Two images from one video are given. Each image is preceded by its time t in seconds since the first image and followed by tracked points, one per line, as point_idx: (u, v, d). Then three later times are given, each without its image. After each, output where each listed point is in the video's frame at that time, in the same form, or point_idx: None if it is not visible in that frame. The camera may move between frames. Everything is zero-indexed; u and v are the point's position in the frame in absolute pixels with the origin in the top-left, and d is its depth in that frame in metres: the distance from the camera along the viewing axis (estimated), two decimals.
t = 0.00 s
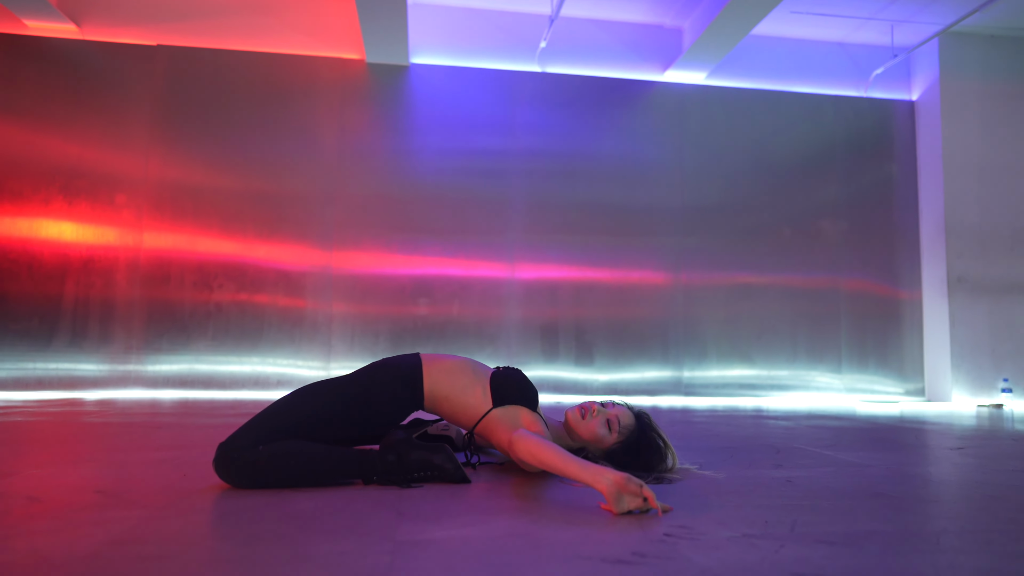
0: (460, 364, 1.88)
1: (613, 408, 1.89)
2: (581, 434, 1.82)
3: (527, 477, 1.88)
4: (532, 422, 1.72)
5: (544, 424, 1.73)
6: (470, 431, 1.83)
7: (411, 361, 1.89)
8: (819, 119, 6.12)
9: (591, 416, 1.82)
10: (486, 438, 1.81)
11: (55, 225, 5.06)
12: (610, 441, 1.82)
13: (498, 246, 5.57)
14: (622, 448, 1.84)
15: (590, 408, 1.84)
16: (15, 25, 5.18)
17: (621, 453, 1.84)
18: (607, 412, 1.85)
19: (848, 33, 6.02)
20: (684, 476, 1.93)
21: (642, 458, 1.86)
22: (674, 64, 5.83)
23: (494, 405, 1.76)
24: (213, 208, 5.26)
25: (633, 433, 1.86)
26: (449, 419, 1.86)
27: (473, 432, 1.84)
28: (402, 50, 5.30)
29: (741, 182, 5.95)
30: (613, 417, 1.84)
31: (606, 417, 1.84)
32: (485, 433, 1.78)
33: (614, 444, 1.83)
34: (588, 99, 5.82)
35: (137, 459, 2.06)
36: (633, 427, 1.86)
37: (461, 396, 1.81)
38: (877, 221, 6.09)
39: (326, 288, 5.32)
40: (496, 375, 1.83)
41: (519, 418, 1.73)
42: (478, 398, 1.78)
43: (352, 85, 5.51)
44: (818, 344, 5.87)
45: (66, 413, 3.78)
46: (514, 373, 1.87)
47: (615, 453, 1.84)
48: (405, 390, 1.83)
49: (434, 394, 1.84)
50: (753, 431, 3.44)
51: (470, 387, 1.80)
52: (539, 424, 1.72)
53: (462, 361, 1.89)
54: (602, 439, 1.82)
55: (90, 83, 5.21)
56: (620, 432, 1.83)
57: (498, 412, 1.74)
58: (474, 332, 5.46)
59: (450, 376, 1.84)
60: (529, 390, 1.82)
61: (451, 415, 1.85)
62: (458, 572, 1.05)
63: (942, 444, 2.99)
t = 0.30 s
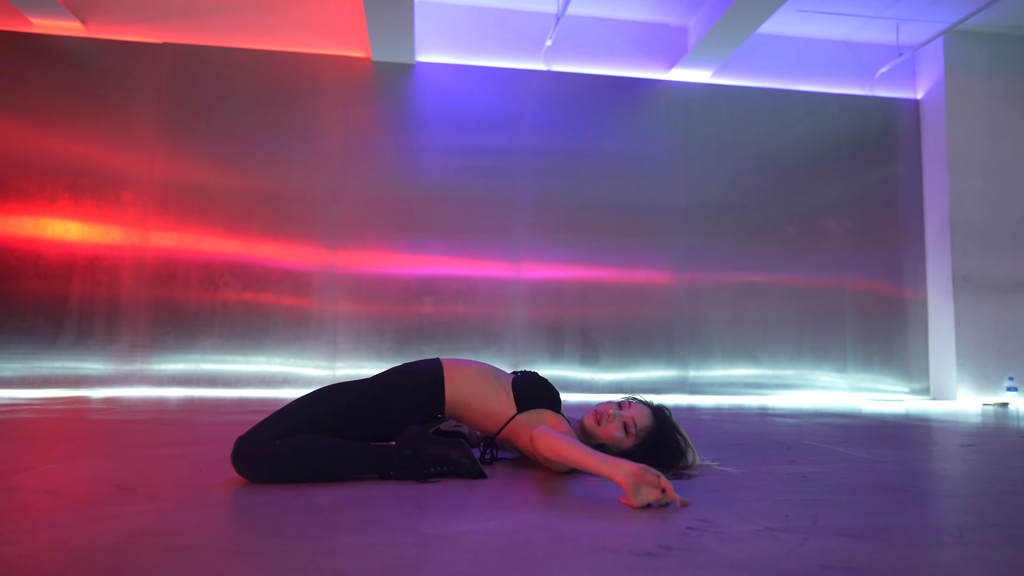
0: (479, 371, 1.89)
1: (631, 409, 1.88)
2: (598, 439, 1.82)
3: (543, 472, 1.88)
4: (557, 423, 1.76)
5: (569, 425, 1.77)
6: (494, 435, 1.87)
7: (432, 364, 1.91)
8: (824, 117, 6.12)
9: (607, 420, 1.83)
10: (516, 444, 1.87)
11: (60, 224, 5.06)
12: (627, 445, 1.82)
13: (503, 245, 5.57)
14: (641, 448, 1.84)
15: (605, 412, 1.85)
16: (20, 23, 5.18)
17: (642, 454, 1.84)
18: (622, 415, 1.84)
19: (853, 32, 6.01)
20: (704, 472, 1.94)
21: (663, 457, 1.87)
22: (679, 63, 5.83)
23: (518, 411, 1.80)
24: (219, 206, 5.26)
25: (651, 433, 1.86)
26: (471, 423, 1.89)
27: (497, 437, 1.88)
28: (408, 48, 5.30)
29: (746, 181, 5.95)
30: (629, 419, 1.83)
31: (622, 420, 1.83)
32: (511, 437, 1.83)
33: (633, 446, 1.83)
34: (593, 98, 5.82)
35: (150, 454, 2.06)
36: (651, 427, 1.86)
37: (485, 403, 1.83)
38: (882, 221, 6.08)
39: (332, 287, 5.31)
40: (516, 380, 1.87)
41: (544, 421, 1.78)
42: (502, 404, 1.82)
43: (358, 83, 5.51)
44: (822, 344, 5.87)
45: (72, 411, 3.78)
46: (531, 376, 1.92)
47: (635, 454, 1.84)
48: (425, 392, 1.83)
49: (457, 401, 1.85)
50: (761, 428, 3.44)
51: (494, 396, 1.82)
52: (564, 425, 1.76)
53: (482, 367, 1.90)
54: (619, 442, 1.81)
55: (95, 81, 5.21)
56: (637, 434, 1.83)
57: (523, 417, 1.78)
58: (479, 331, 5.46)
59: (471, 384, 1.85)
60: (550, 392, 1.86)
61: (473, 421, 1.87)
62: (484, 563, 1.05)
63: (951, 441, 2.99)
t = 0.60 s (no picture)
0: (495, 377, 1.93)
1: (647, 414, 1.91)
2: (613, 440, 1.87)
3: (555, 472, 1.87)
4: (575, 423, 1.85)
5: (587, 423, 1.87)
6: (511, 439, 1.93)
7: (448, 372, 1.93)
8: (828, 117, 6.12)
9: (620, 424, 1.87)
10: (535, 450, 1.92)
11: (64, 224, 5.06)
12: (641, 448, 1.86)
13: (507, 245, 5.57)
14: (655, 452, 1.87)
15: (620, 416, 1.89)
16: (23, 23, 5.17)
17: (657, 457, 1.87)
18: (637, 420, 1.87)
19: (856, 31, 6.01)
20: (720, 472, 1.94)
21: (678, 460, 1.89)
22: (683, 62, 5.82)
23: (537, 414, 1.89)
24: (223, 206, 5.25)
25: (667, 436, 1.88)
26: (487, 429, 1.94)
27: (514, 442, 1.95)
28: (412, 48, 5.29)
29: (750, 181, 5.95)
30: (644, 424, 1.87)
31: (637, 425, 1.87)
32: (529, 440, 1.91)
33: (648, 449, 1.86)
34: (597, 97, 5.82)
35: (159, 454, 2.05)
36: (667, 431, 1.88)
37: (503, 409, 1.88)
38: (885, 221, 6.08)
39: (336, 287, 5.31)
40: (531, 384, 1.96)
41: (562, 421, 1.87)
42: (520, 409, 1.89)
43: (361, 83, 5.51)
44: (826, 344, 5.86)
45: (76, 410, 3.77)
46: (542, 379, 2.02)
47: (649, 456, 1.87)
48: (440, 398, 1.84)
49: (474, 409, 1.88)
50: (767, 429, 3.44)
51: (512, 401, 1.89)
52: (581, 422, 1.86)
53: (496, 374, 1.95)
54: (633, 445, 1.86)
55: (99, 81, 5.20)
56: (650, 439, 1.86)
57: (542, 420, 1.87)
58: (483, 331, 5.45)
59: (489, 391, 1.89)
60: (563, 393, 1.97)
61: (490, 427, 1.92)
62: (504, 563, 1.05)
63: (959, 441, 2.98)
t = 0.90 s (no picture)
0: (503, 380, 1.95)
1: (656, 412, 1.90)
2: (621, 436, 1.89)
3: (561, 470, 1.88)
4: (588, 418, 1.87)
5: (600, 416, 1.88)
6: (526, 440, 1.95)
7: (457, 379, 1.95)
8: (829, 116, 6.12)
9: (628, 421, 1.89)
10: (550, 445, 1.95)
11: (67, 224, 5.06)
12: (649, 446, 1.87)
13: (509, 244, 5.57)
14: (660, 451, 1.88)
15: (628, 413, 1.90)
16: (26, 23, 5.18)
17: (664, 455, 1.88)
18: (645, 418, 1.87)
19: (858, 31, 6.01)
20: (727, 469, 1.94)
21: (686, 459, 1.89)
22: (685, 62, 5.83)
23: (549, 412, 1.91)
24: (226, 205, 5.26)
25: (674, 436, 1.88)
26: (500, 432, 1.96)
27: (529, 442, 1.97)
28: (414, 47, 5.30)
29: (751, 181, 5.95)
30: (651, 423, 1.87)
31: (645, 423, 1.87)
32: (545, 438, 1.93)
33: (655, 447, 1.87)
34: (600, 97, 5.82)
35: (166, 452, 2.06)
36: (674, 431, 1.88)
37: (515, 410, 1.90)
38: (887, 220, 6.09)
39: (339, 286, 5.32)
40: (540, 383, 1.97)
41: (575, 419, 1.88)
42: (532, 408, 1.91)
43: (364, 82, 5.51)
44: (828, 343, 5.87)
45: (79, 410, 3.78)
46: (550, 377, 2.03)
47: (655, 455, 1.88)
48: (450, 400, 1.86)
49: (487, 414, 1.90)
50: (770, 427, 3.45)
51: (523, 401, 1.91)
52: (594, 418, 1.87)
53: (505, 377, 1.97)
54: (640, 443, 1.87)
55: (101, 81, 5.21)
56: (657, 438, 1.86)
57: (555, 417, 1.89)
58: (486, 330, 5.46)
59: (500, 394, 1.91)
60: (574, 389, 1.97)
61: (504, 429, 1.94)
62: (516, 558, 1.05)
63: (961, 438, 2.99)
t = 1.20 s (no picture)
0: (506, 382, 1.95)
1: (661, 414, 1.91)
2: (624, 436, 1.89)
3: (563, 471, 1.88)
4: (593, 416, 1.89)
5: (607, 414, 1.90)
6: (533, 439, 1.96)
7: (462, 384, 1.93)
8: (832, 116, 6.11)
9: (632, 421, 1.89)
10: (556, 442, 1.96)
11: (69, 225, 5.07)
12: (651, 447, 1.87)
13: (511, 244, 5.57)
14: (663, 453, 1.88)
15: (633, 413, 1.90)
16: (29, 24, 5.19)
17: (666, 457, 1.88)
18: (650, 420, 1.88)
19: (861, 30, 6.00)
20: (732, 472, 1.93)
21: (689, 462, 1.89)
22: (687, 61, 5.82)
23: (554, 409, 1.92)
24: (228, 206, 5.26)
25: (678, 439, 1.88)
26: (507, 434, 1.95)
27: (535, 441, 1.98)
28: (416, 48, 5.30)
29: (754, 181, 5.94)
30: (655, 424, 1.87)
31: (649, 424, 1.88)
32: (551, 436, 1.95)
33: (656, 449, 1.88)
34: (602, 97, 5.81)
35: (167, 453, 2.06)
36: (678, 433, 1.88)
37: (520, 410, 1.91)
38: (890, 219, 6.07)
39: (340, 286, 5.32)
40: (541, 382, 1.99)
41: (581, 416, 1.90)
42: (536, 406, 1.93)
43: (365, 83, 5.51)
44: (831, 343, 5.85)
45: (82, 411, 3.78)
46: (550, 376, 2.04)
47: (657, 456, 1.88)
48: (452, 404, 1.84)
49: (494, 417, 1.89)
50: (773, 428, 3.44)
51: (527, 400, 1.92)
52: (600, 415, 1.88)
53: (507, 379, 1.98)
54: (642, 443, 1.88)
55: (103, 82, 5.21)
56: (660, 439, 1.87)
57: (561, 414, 1.91)
58: (488, 330, 5.45)
59: (504, 397, 1.91)
60: (576, 388, 1.99)
61: (511, 431, 1.94)
62: (520, 561, 1.05)
63: (965, 439, 2.98)
